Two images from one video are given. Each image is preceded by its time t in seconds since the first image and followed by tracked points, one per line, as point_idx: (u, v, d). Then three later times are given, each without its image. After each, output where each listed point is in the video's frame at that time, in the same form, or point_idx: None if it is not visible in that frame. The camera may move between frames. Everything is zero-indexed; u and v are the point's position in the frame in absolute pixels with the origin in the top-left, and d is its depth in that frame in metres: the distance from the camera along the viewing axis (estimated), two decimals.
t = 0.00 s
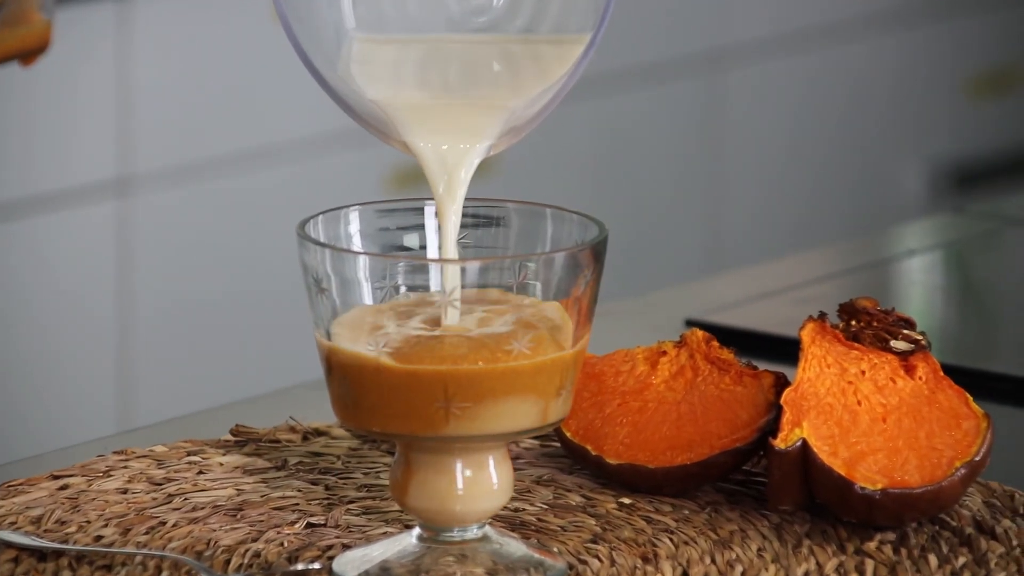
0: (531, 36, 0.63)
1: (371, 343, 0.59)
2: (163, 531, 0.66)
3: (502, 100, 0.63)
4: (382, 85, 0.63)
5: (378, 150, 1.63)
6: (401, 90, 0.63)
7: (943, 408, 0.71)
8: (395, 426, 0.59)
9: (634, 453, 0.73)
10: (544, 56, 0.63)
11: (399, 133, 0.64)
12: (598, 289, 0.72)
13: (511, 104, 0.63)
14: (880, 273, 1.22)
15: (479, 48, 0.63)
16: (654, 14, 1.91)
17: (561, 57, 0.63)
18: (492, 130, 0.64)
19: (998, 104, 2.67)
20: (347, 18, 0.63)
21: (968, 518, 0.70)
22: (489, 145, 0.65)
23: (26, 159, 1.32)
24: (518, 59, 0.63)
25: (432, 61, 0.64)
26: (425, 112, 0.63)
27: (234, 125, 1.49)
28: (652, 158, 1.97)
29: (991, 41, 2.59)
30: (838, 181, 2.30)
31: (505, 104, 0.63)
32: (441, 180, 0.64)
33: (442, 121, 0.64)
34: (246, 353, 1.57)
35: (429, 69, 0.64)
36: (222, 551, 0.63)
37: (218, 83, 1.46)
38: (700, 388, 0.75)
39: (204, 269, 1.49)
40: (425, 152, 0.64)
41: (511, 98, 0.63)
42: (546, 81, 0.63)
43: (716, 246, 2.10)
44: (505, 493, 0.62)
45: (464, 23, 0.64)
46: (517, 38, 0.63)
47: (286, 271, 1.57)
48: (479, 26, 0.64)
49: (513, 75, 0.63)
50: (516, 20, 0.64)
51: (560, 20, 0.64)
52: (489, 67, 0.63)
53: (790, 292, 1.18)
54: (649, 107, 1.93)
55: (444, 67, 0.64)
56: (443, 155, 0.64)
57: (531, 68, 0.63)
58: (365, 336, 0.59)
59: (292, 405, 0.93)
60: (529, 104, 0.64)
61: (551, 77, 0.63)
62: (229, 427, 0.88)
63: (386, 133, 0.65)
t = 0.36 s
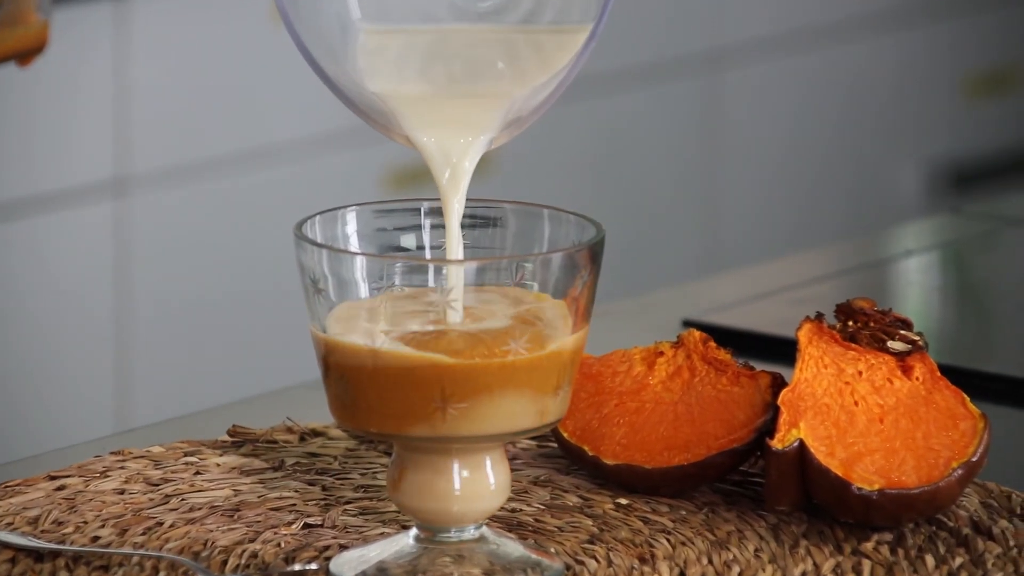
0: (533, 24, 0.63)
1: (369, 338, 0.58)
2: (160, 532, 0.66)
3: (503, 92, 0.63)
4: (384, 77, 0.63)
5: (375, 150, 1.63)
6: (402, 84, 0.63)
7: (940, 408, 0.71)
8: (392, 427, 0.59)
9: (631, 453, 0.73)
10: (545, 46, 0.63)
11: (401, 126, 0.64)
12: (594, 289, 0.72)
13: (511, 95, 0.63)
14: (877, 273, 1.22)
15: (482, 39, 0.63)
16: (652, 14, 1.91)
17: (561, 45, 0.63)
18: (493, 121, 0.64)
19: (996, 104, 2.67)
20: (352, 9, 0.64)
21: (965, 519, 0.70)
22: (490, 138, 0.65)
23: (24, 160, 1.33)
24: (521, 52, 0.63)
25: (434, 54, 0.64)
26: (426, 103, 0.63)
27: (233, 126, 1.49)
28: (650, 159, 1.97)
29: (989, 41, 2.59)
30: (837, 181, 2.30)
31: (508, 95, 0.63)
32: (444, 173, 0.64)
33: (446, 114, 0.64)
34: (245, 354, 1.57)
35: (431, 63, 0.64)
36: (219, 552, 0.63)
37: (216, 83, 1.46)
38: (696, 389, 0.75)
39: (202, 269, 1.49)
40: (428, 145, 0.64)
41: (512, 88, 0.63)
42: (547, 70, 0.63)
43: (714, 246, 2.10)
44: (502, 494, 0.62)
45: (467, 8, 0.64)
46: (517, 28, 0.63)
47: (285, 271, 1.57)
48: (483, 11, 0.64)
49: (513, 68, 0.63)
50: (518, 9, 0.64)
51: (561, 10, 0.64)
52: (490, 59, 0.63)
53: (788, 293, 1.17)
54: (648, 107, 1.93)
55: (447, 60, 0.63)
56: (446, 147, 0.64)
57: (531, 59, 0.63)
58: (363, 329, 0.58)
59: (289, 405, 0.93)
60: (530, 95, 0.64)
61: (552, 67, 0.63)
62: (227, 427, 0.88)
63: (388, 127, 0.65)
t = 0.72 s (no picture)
0: (527, 27, 0.63)
1: (367, 337, 0.58)
2: (159, 532, 0.66)
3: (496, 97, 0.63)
4: (380, 79, 0.63)
5: (373, 151, 1.63)
6: (398, 86, 0.63)
7: (939, 408, 0.71)
8: (389, 428, 0.59)
9: (630, 454, 0.73)
10: (536, 54, 0.63)
11: (393, 129, 0.65)
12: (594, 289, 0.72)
13: (504, 101, 0.63)
14: (875, 274, 1.22)
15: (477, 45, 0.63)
16: (650, 15, 1.91)
17: (553, 53, 0.63)
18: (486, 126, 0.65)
19: (995, 104, 2.67)
20: (350, 12, 0.63)
21: (964, 519, 0.70)
22: (484, 144, 0.66)
23: (22, 163, 1.32)
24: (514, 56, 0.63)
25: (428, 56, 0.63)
26: (419, 105, 0.63)
27: (230, 128, 1.48)
28: (649, 160, 1.97)
29: (988, 42, 2.59)
30: (836, 181, 2.30)
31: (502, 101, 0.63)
32: (437, 178, 0.65)
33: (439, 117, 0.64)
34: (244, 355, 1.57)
35: (426, 65, 0.63)
36: (219, 552, 0.63)
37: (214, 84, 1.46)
38: (696, 389, 0.75)
39: (201, 270, 1.49)
40: (421, 148, 0.64)
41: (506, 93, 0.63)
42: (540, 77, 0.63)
43: (713, 247, 2.10)
44: (501, 494, 0.62)
45: (464, 6, 0.64)
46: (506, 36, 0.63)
47: (283, 272, 1.57)
48: (480, 9, 0.64)
49: (508, 73, 0.63)
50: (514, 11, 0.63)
51: (556, 14, 0.63)
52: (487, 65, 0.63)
53: (786, 294, 1.17)
54: (647, 107, 1.93)
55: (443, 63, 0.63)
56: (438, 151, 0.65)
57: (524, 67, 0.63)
58: (360, 324, 0.58)
59: (286, 406, 0.93)
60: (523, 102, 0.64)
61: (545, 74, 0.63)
62: (226, 428, 0.88)
63: (381, 130, 0.65)
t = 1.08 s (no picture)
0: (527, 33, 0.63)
1: (366, 337, 0.58)
2: (160, 534, 0.66)
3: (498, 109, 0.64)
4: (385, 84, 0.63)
5: (374, 153, 1.63)
6: (401, 93, 0.63)
7: (940, 410, 0.71)
8: (389, 430, 0.59)
9: (631, 456, 0.73)
10: (535, 60, 0.63)
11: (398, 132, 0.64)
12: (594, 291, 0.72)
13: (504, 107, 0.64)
14: (876, 276, 1.22)
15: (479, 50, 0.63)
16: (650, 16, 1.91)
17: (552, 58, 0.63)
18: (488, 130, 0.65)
19: (995, 106, 2.67)
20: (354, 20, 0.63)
21: (965, 521, 0.70)
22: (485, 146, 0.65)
23: (21, 163, 1.32)
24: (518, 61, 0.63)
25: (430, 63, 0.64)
26: (425, 111, 0.64)
27: (230, 129, 1.48)
28: (649, 162, 1.97)
29: (988, 44, 2.59)
30: (836, 183, 2.30)
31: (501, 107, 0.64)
32: (441, 177, 0.64)
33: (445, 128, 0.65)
34: (244, 357, 1.57)
35: (430, 74, 0.64)
36: (220, 554, 0.63)
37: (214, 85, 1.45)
38: (696, 391, 0.75)
39: (200, 271, 1.49)
40: (426, 150, 0.64)
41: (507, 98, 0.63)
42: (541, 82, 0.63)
43: (713, 249, 2.10)
44: (502, 496, 0.62)
45: (466, 11, 0.64)
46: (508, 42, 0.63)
47: (283, 274, 1.57)
48: (482, 14, 0.64)
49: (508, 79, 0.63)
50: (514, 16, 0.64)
51: (556, 21, 0.64)
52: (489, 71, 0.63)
53: (786, 296, 1.17)
54: (646, 109, 1.93)
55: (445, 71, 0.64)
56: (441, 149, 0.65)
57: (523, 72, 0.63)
58: (360, 320, 0.58)
59: (287, 408, 0.93)
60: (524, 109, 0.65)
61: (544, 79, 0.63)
62: (226, 430, 0.88)
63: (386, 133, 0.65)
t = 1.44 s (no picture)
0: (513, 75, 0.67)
1: (366, 340, 0.58)
2: (160, 537, 0.66)
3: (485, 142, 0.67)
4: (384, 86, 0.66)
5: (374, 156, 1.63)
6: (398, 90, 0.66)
7: (940, 413, 0.71)
8: (389, 432, 0.59)
9: (631, 458, 0.73)
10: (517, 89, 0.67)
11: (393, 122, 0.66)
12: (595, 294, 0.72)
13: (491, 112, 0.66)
14: (876, 279, 1.22)
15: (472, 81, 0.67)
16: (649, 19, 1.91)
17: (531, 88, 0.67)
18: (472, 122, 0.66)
19: (995, 109, 2.67)
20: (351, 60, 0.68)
21: (965, 524, 0.70)
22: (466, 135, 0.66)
23: (21, 165, 1.32)
24: (504, 102, 0.65)
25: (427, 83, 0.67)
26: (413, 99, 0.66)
27: (229, 132, 1.48)
28: (649, 164, 1.97)
29: (988, 47, 2.59)
30: (836, 186, 2.30)
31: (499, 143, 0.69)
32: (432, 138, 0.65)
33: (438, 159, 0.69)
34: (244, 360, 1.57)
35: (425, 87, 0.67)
36: (220, 557, 0.63)
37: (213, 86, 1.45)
38: (696, 394, 0.75)
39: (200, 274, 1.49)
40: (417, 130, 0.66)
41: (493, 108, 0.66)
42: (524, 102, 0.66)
43: (713, 252, 2.10)
44: (502, 499, 0.62)
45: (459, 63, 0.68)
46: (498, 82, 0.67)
47: (283, 278, 1.57)
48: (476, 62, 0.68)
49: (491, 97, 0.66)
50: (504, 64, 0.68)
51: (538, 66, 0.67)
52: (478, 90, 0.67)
53: (786, 299, 1.17)
54: (645, 112, 1.93)
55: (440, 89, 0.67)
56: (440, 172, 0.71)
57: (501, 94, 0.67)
58: (360, 321, 0.58)
59: (287, 411, 0.93)
60: (516, 151, 0.68)
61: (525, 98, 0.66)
62: (226, 433, 0.88)
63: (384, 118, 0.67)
